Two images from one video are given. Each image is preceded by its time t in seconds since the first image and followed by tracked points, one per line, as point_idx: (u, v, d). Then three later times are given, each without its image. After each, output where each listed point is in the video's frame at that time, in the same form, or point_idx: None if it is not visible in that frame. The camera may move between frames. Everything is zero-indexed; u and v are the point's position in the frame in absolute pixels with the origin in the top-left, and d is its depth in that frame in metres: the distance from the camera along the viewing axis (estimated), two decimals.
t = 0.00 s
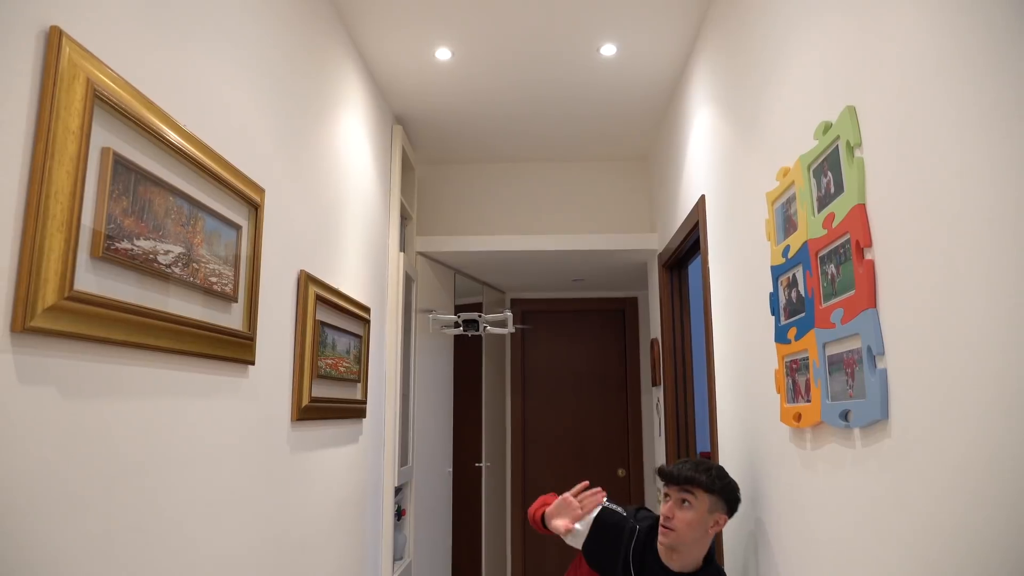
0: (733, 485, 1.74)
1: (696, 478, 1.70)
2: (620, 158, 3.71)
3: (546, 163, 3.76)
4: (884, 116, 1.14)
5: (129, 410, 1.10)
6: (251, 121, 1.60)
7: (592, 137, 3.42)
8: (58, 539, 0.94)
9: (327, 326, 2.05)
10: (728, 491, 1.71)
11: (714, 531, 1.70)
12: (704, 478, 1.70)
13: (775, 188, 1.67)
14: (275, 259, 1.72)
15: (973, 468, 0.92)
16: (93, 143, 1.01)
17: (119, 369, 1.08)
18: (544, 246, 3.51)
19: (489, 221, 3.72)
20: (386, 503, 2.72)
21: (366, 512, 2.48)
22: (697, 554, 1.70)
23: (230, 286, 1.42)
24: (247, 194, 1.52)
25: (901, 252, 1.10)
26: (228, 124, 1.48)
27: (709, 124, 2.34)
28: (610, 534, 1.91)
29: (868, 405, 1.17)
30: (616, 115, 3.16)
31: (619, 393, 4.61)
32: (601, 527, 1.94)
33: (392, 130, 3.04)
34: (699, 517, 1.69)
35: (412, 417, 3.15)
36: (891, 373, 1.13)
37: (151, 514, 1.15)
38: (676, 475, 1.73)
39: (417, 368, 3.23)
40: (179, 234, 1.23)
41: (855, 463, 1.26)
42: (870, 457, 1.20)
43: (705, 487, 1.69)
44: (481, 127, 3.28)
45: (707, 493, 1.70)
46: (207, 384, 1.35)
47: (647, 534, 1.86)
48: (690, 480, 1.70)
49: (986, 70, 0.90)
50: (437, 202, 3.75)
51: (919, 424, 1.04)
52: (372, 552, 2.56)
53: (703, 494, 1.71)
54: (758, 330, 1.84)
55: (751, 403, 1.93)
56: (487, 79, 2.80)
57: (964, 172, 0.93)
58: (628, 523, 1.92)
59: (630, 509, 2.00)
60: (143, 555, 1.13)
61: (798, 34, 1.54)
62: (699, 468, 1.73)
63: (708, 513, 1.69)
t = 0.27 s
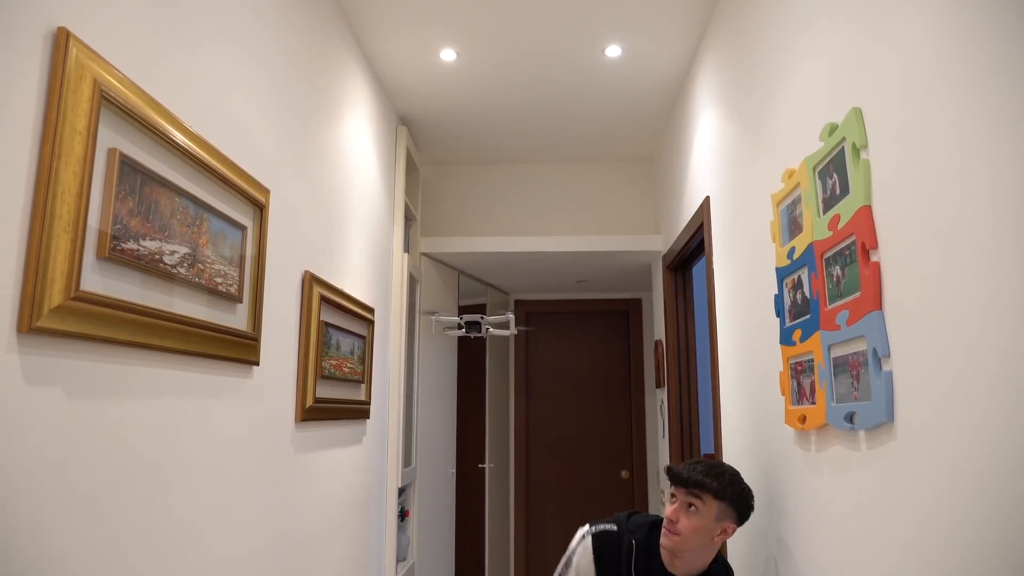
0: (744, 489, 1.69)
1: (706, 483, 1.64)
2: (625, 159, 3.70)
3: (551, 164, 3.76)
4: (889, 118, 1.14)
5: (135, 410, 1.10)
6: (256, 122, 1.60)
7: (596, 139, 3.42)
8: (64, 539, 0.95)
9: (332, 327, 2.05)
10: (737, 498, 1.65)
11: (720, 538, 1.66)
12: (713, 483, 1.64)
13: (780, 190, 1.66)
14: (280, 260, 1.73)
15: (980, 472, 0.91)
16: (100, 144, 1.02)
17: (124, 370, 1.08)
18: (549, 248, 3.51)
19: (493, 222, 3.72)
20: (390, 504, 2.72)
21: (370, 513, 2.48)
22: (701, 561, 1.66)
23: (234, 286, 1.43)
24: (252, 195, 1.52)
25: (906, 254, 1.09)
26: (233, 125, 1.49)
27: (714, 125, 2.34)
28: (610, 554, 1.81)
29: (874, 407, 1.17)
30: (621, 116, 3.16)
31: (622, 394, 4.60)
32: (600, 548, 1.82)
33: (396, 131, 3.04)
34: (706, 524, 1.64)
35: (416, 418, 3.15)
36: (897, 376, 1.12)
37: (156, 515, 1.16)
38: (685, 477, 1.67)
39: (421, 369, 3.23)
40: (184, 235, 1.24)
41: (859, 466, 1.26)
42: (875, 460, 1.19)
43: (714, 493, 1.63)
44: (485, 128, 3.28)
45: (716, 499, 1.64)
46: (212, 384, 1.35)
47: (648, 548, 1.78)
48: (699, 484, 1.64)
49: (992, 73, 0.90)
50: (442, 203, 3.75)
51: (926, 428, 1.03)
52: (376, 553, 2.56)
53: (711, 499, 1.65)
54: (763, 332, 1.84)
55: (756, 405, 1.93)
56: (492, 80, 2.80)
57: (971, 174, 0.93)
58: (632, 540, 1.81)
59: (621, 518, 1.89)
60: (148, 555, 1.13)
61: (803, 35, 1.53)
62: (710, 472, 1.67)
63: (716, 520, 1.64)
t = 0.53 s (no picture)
0: (758, 487, 1.57)
1: (712, 482, 1.54)
2: (626, 160, 3.71)
3: (552, 165, 3.76)
4: (890, 120, 1.14)
5: (136, 412, 1.11)
6: (257, 123, 1.60)
7: (597, 140, 3.42)
8: (66, 541, 0.95)
9: (333, 328, 2.05)
10: (750, 497, 1.54)
11: (731, 540, 1.56)
12: (719, 483, 1.54)
13: (781, 191, 1.66)
14: (281, 261, 1.73)
15: (980, 475, 0.91)
16: (101, 145, 1.02)
17: (125, 371, 1.08)
18: (549, 249, 3.51)
19: (494, 223, 3.72)
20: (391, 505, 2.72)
21: (371, 514, 2.48)
22: (712, 564, 1.58)
23: (236, 287, 1.43)
24: (253, 196, 1.52)
25: (907, 256, 1.09)
26: (235, 127, 1.49)
27: (715, 126, 2.34)
28: (620, 565, 1.75)
29: (875, 409, 1.17)
30: (622, 118, 3.16)
31: (624, 396, 4.60)
32: (610, 559, 1.76)
33: (397, 132, 3.04)
34: (714, 526, 1.54)
35: (417, 419, 3.15)
36: (897, 377, 1.12)
37: (158, 516, 1.16)
38: (691, 476, 1.58)
39: (422, 370, 3.23)
40: (186, 236, 1.24)
41: (860, 468, 1.26)
42: (876, 462, 1.19)
43: (721, 493, 1.53)
44: (486, 129, 3.28)
45: (725, 498, 1.54)
46: (213, 386, 1.35)
47: (659, 555, 1.74)
48: (704, 484, 1.55)
49: (992, 75, 0.89)
50: (443, 204, 3.75)
51: (927, 430, 1.03)
52: (377, 554, 2.56)
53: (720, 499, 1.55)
54: (764, 333, 1.84)
55: (757, 406, 1.93)
56: (493, 81, 2.80)
57: (972, 176, 0.93)
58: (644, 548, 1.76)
59: (628, 524, 1.83)
60: (149, 557, 1.13)
61: (804, 36, 1.53)
62: (718, 471, 1.57)
63: (724, 521, 1.54)
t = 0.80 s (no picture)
0: (764, 466, 1.52)
1: (727, 467, 1.46)
2: (626, 162, 3.71)
3: (552, 166, 3.76)
4: (891, 122, 1.14)
5: (139, 414, 1.11)
6: (258, 125, 1.61)
7: (598, 141, 3.42)
8: (69, 544, 0.95)
9: (334, 329, 2.05)
10: (761, 477, 1.49)
11: (751, 525, 1.48)
12: (736, 466, 1.46)
13: (782, 192, 1.66)
14: (283, 263, 1.73)
15: (984, 477, 0.91)
16: (105, 147, 1.02)
17: (128, 372, 1.08)
18: (550, 250, 3.51)
19: (495, 224, 3.72)
20: (392, 506, 2.72)
21: (372, 515, 2.47)
22: (734, 559, 1.48)
23: (238, 289, 1.43)
24: (255, 198, 1.52)
25: (908, 258, 1.09)
26: (236, 128, 1.49)
27: (716, 127, 2.34)
28: (624, 567, 1.63)
29: (876, 410, 1.16)
30: (623, 119, 3.17)
31: (625, 397, 4.60)
32: (614, 561, 1.64)
33: (398, 133, 3.04)
34: (736, 514, 1.45)
35: (418, 421, 3.15)
36: (899, 379, 1.12)
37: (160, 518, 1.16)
38: (702, 467, 1.48)
39: (423, 371, 3.23)
40: (188, 237, 1.24)
41: (862, 470, 1.25)
42: (878, 464, 1.19)
43: (739, 477, 1.46)
44: (487, 131, 3.29)
45: (741, 482, 1.46)
46: (216, 387, 1.35)
47: (666, 556, 1.61)
48: (722, 471, 1.45)
49: (994, 76, 0.89)
50: (444, 205, 3.75)
51: (929, 431, 1.03)
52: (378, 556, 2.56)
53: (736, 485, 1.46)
54: (766, 335, 1.84)
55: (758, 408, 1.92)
56: (494, 83, 2.81)
57: (973, 177, 0.93)
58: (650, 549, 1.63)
59: (633, 525, 1.72)
60: (151, 559, 1.13)
61: (805, 38, 1.53)
62: (726, 455, 1.50)
63: (745, 507, 1.46)
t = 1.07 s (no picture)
0: (766, 429, 1.44)
1: (726, 434, 1.37)
2: (627, 165, 3.71)
3: (553, 169, 3.77)
4: (891, 126, 1.14)
5: (140, 417, 1.11)
6: (260, 128, 1.61)
7: (599, 145, 3.43)
8: (69, 547, 0.95)
9: (335, 333, 2.05)
10: (762, 439, 1.40)
11: (757, 492, 1.39)
12: (735, 432, 1.38)
13: (783, 196, 1.66)
14: (284, 267, 1.73)
15: (983, 481, 0.91)
16: (106, 151, 1.02)
17: (129, 376, 1.08)
18: (551, 253, 3.51)
19: (496, 227, 3.73)
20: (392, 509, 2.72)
21: (372, 518, 2.47)
22: (744, 530, 1.40)
23: (239, 292, 1.43)
24: (257, 202, 1.53)
25: (909, 262, 1.09)
26: (238, 132, 1.49)
27: (717, 130, 2.34)
28: (629, 551, 1.53)
29: (877, 414, 1.16)
30: (624, 122, 3.17)
31: (626, 400, 4.60)
32: (617, 545, 1.55)
33: (400, 137, 3.05)
34: (740, 482, 1.36)
35: (419, 424, 3.15)
36: (900, 384, 1.12)
37: (160, 521, 1.16)
38: (700, 437, 1.39)
39: (423, 375, 3.23)
40: (189, 241, 1.24)
41: (863, 474, 1.25)
42: (879, 468, 1.19)
43: (738, 442, 1.37)
44: (489, 134, 3.29)
45: (742, 448, 1.37)
46: (216, 391, 1.35)
47: (671, 538, 1.51)
48: (721, 438, 1.37)
49: (993, 80, 0.90)
50: (445, 208, 3.76)
51: (930, 435, 1.03)
52: (378, 559, 2.56)
53: (737, 452, 1.38)
54: (767, 338, 1.84)
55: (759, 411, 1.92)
56: (495, 86, 2.81)
57: (973, 182, 0.93)
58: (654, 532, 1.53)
59: (637, 508, 1.63)
60: (151, 562, 1.13)
61: (805, 42, 1.54)
62: (723, 419, 1.42)
63: (749, 473, 1.37)
